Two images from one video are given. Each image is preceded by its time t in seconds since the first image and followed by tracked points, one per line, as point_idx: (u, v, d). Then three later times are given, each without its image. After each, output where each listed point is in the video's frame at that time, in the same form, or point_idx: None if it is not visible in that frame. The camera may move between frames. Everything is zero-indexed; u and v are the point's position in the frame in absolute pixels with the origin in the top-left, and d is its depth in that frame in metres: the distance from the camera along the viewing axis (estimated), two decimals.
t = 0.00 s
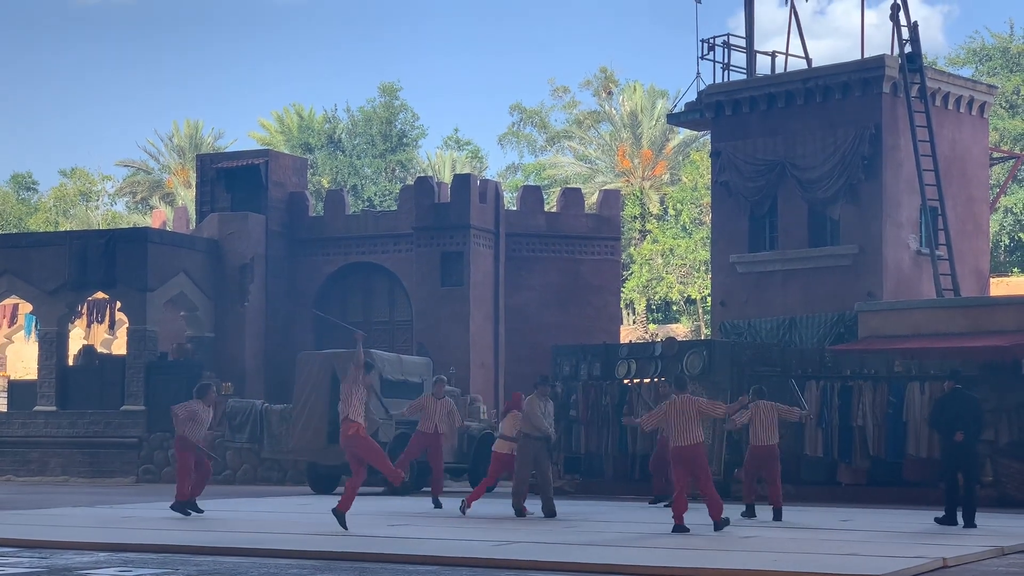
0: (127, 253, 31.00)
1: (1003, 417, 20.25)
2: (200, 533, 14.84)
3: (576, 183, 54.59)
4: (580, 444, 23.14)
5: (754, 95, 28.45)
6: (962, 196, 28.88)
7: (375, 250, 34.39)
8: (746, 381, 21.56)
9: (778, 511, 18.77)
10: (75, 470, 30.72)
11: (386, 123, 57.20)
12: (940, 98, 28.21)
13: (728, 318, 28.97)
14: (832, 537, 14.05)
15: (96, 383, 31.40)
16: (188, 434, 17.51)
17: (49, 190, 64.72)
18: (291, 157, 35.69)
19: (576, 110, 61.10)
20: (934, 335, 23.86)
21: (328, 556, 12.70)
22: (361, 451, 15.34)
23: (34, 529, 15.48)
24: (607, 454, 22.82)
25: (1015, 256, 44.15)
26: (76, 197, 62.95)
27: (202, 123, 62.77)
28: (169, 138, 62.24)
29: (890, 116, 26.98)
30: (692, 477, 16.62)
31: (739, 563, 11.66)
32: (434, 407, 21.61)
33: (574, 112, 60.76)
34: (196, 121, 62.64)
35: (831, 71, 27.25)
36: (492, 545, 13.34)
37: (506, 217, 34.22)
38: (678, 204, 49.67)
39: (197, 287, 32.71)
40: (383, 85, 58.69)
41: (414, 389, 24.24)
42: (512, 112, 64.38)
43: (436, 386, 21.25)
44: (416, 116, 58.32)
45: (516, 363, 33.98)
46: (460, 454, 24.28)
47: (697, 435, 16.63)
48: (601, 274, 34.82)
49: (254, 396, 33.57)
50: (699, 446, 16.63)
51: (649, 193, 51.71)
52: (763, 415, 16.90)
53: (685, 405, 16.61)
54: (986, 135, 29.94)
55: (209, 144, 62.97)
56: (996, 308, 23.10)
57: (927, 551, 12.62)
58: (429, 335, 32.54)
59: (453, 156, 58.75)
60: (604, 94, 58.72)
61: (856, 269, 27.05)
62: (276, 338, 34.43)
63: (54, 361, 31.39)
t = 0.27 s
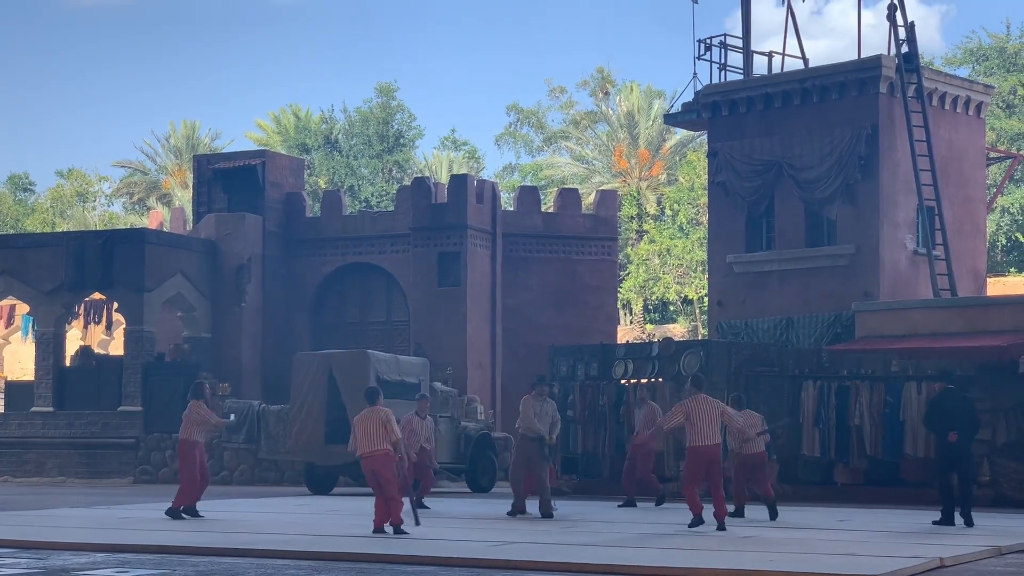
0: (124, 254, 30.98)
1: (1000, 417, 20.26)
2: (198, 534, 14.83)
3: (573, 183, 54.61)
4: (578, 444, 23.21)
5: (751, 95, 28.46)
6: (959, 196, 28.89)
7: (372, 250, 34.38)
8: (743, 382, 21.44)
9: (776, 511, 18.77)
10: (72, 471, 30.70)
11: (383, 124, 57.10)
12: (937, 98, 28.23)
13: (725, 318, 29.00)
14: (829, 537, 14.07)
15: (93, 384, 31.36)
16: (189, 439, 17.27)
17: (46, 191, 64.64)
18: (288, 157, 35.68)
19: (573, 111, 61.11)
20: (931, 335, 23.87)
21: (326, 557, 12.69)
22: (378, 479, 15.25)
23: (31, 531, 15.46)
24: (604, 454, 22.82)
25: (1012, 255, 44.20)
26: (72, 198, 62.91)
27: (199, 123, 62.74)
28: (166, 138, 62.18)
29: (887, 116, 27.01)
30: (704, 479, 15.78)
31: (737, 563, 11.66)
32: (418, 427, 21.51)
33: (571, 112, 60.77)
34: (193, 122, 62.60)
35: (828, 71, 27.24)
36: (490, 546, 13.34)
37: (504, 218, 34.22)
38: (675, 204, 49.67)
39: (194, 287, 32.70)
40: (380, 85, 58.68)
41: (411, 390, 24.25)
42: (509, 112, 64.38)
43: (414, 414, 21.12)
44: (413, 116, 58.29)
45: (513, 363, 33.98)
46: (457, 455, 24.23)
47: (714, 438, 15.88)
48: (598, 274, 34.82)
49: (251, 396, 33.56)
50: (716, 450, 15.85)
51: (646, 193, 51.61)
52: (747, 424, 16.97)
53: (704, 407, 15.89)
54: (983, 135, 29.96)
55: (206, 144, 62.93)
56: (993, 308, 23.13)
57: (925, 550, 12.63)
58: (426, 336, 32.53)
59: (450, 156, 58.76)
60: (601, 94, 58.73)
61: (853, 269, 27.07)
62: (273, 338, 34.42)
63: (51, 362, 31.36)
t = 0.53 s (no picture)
0: (121, 253, 30.95)
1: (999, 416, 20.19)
2: (195, 534, 14.81)
3: (570, 183, 54.62)
4: (576, 444, 23.22)
5: (749, 95, 28.46)
6: (956, 196, 28.89)
7: (370, 250, 34.38)
8: (741, 381, 21.40)
9: (774, 511, 18.78)
10: (69, 470, 30.68)
11: (381, 123, 57.10)
12: (934, 98, 28.24)
13: (723, 317, 29.01)
14: (826, 538, 14.07)
15: (90, 384, 31.32)
16: (196, 398, 21.21)
17: (43, 191, 64.58)
18: (286, 157, 35.67)
19: (570, 111, 61.11)
20: (928, 336, 23.88)
21: (323, 557, 12.68)
22: (378, 424, 19.15)
23: (28, 530, 15.45)
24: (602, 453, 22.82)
25: (1009, 255, 44.24)
26: (69, 198, 62.88)
27: (196, 123, 62.71)
28: (163, 138, 62.14)
29: (885, 116, 27.01)
30: (714, 473, 15.82)
31: (734, 562, 11.66)
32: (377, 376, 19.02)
33: (568, 113, 60.77)
34: (190, 121, 62.57)
35: (826, 71, 27.26)
36: (488, 546, 13.33)
37: (501, 217, 34.20)
38: (672, 204, 49.66)
39: (192, 287, 32.67)
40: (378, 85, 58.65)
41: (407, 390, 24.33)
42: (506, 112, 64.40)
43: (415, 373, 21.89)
44: (410, 116, 58.27)
45: (511, 363, 33.97)
46: (455, 455, 24.13)
47: (720, 432, 15.97)
48: (596, 274, 34.81)
49: (248, 396, 33.54)
50: (721, 443, 15.94)
51: (644, 193, 51.80)
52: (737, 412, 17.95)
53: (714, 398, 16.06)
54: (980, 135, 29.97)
55: (203, 144, 62.89)
56: (990, 307, 23.13)
57: (922, 551, 12.63)
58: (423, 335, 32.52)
59: (448, 156, 58.76)
60: (598, 94, 58.74)
61: (851, 269, 27.07)
62: (271, 339, 34.41)
63: (47, 361, 31.33)
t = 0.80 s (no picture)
0: (118, 254, 30.94)
1: (996, 417, 20.14)
2: (193, 534, 14.81)
3: (568, 184, 54.65)
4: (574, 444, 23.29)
5: (747, 97, 28.49)
6: (954, 198, 28.92)
7: (368, 251, 34.39)
8: (738, 382, 21.38)
9: (771, 512, 18.81)
10: (66, 471, 30.68)
11: (379, 124, 57.12)
12: (931, 100, 28.27)
13: (721, 318, 29.06)
14: (822, 539, 14.08)
15: (87, 384, 31.30)
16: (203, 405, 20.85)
17: (41, 192, 64.58)
18: (284, 158, 35.67)
19: (568, 112, 61.12)
20: (924, 337, 23.92)
21: (320, 557, 12.68)
22: (374, 435, 17.62)
23: (25, 530, 15.45)
24: (600, 454, 22.88)
25: (1007, 257, 44.31)
26: (67, 198, 62.90)
27: (194, 124, 62.69)
28: (161, 139, 62.16)
29: (882, 118, 27.03)
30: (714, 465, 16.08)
31: (731, 564, 11.67)
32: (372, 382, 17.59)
33: (566, 114, 60.77)
34: (189, 122, 62.57)
35: (823, 72, 27.28)
36: (485, 547, 13.34)
37: (499, 218, 34.20)
38: (670, 205, 49.69)
39: (189, 288, 32.67)
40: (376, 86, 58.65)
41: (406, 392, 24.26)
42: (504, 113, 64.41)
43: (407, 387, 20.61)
44: (408, 117, 58.29)
45: (508, 364, 33.98)
46: (453, 455, 24.18)
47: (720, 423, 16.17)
48: (593, 275, 34.83)
49: (246, 396, 33.56)
50: (721, 435, 16.16)
51: (642, 194, 51.94)
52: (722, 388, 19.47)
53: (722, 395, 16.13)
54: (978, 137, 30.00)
55: (201, 145, 62.90)
56: (987, 309, 23.15)
57: (920, 552, 12.65)
58: (421, 336, 32.53)
59: (445, 157, 58.78)
60: (596, 95, 58.77)
61: (849, 270, 27.08)
62: (269, 339, 34.43)
63: (45, 362, 31.34)
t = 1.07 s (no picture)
0: (116, 255, 30.92)
1: (993, 421, 20.09)
2: (191, 536, 14.80)
3: (566, 186, 54.67)
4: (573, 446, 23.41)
5: (745, 99, 28.51)
6: (951, 201, 28.96)
7: (366, 253, 34.39)
8: (736, 385, 21.47)
9: (768, 515, 18.82)
10: (64, 472, 30.67)
11: (377, 126, 57.14)
12: (930, 103, 28.29)
13: (718, 321, 29.09)
14: (820, 541, 14.08)
15: (84, 386, 31.28)
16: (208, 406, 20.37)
17: (39, 193, 64.59)
18: (282, 159, 35.67)
19: (566, 114, 61.15)
20: (921, 340, 23.93)
21: (317, 559, 12.67)
22: (366, 457, 15.78)
23: (23, 532, 15.44)
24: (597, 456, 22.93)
25: (1004, 259, 44.37)
26: (65, 200, 62.94)
27: (192, 125, 62.72)
28: (159, 140, 62.19)
29: (880, 121, 27.04)
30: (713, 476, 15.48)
31: (728, 566, 11.67)
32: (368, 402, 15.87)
33: (564, 116, 60.80)
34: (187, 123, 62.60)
35: (821, 75, 27.28)
36: (483, 549, 13.34)
37: (497, 221, 34.21)
38: (668, 207, 49.70)
39: (187, 289, 32.66)
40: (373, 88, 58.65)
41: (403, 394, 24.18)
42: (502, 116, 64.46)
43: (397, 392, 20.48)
44: (406, 119, 58.34)
45: (506, 365, 33.99)
46: (450, 457, 24.19)
47: (720, 432, 15.58)
48: (591, 277, 34.85)
49: (244, 397, 33.56)
50: (722, 446, 15.53)
51: (639, 196, 51.80)
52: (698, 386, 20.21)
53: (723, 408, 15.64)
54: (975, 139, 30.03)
55: (199, 146, 62.91)
56: (983, 313, 23.18)
57: (917, 554, 12.65)
58: (419, 338, 32.52)
59: (443, 159, 58.81)
60: (594, 98, 58.81)
61: (846, 273, 27.11)
62: (267, 341, 34.44)
63: (42, 363, 31.33)
